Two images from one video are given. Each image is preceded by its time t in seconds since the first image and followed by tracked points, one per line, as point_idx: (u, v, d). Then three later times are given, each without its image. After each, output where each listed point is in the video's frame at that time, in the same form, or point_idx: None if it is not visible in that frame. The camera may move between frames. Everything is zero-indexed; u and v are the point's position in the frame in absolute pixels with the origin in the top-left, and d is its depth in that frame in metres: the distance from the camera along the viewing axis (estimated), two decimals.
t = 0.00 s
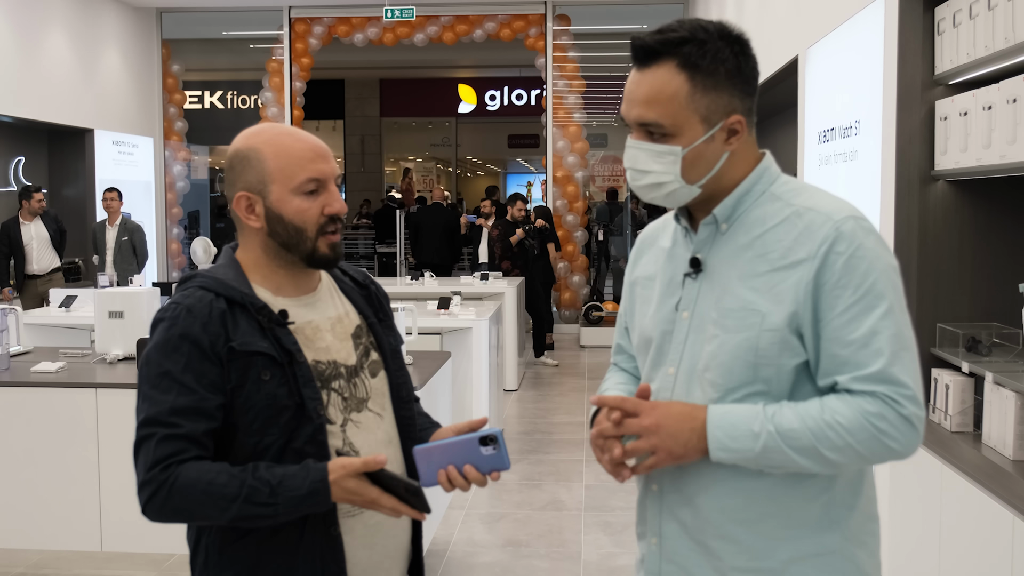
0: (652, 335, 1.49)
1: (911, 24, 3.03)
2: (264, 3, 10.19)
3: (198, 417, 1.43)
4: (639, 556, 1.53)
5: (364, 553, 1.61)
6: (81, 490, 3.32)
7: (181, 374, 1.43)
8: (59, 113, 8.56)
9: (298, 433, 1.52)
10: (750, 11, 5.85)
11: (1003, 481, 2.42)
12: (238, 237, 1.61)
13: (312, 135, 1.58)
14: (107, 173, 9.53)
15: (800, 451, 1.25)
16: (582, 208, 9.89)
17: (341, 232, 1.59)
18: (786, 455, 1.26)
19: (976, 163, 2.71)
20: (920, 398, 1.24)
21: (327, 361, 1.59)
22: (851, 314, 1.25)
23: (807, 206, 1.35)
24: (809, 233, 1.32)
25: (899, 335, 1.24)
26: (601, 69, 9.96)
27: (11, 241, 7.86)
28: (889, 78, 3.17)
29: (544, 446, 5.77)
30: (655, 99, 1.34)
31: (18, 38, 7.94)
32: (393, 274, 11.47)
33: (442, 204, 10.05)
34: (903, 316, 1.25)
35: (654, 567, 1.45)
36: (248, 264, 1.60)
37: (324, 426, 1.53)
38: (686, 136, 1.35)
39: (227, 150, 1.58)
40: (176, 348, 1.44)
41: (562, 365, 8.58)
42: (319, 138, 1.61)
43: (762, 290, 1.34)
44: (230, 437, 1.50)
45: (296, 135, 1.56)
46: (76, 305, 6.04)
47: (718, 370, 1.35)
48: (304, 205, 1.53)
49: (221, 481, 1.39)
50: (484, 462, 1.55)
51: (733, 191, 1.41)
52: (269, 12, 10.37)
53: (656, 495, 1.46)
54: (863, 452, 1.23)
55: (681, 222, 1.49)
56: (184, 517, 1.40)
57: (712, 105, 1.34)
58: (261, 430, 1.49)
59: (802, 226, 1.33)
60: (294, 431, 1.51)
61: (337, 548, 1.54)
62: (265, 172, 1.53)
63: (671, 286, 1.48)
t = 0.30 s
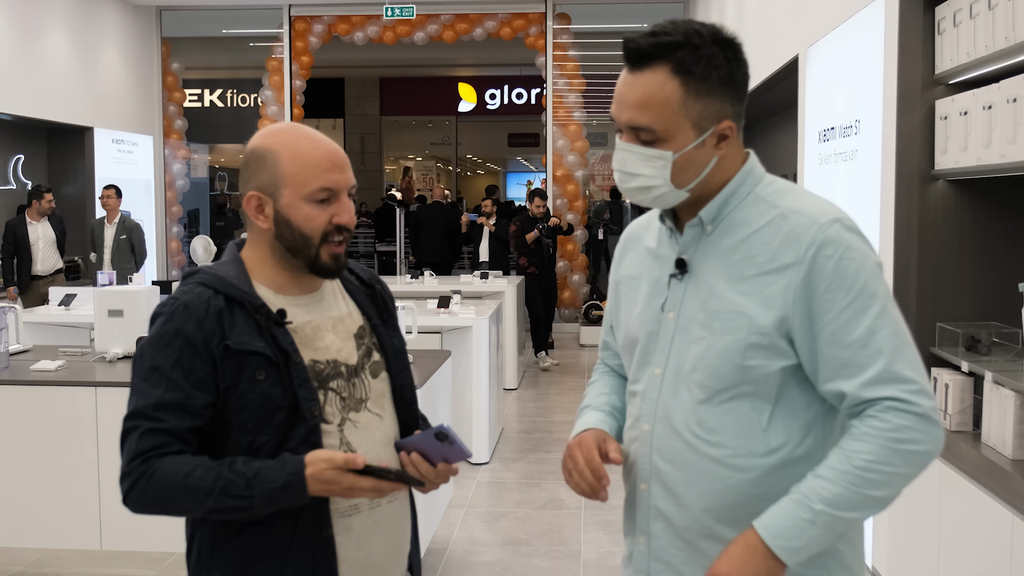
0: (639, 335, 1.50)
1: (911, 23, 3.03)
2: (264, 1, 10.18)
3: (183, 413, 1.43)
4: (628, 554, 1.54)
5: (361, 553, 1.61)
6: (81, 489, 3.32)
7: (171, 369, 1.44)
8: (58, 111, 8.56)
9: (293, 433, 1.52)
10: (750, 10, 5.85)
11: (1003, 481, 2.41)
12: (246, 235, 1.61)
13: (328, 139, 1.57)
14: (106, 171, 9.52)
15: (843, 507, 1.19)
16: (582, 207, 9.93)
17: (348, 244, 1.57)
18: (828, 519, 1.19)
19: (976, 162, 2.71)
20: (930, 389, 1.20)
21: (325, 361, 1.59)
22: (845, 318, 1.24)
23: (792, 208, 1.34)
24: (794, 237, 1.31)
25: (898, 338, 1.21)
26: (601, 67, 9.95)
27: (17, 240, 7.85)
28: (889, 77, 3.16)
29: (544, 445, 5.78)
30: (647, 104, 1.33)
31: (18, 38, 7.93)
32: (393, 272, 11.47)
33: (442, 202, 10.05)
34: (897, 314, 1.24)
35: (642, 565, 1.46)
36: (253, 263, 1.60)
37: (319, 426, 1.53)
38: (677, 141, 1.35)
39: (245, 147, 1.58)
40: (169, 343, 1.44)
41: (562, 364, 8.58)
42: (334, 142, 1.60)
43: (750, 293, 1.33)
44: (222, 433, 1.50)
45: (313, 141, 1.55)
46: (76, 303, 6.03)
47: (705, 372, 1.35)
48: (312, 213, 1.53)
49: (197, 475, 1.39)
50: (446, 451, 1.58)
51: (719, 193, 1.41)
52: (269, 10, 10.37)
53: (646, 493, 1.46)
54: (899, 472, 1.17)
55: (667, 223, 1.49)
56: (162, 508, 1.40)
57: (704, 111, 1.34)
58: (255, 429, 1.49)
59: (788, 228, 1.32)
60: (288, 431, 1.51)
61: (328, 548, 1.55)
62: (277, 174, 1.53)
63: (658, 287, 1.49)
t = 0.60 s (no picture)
0: (620, 339, 1.49)
1: (913, 22, 3.03)
2: None
3: (195, 405, 1.43)
4: (613, 550, 1.53)
5: (358, 553, 1.61)
6: (81, 486, 3.32)
7: (179, 364, 1.43)
8: (58, 109, 8.55)
9: (293, 428, 1.52)
10: (750, 10, 5.85)
11: (1003, 480, 2.41)
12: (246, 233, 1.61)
13: (324, 138, 1.57)
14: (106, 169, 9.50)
15: (860, 494, 1.25)
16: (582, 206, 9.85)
17: (348, 239, 1.57)
18: (848, 507, 1.25)
19: (977, 162, 2.71)
20: (931, 369, 1.26)
21: (324, 358, 1.59)
22: (842, 318, 1.27)
23: (776, 211, 1.37)
24: (783, 240, 1.34)
25: (896, 331, 1.26)
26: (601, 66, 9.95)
27: (29, 235, 7.86)
28: (889, 76, 3.16)
29: (543, 443, 5.78)
30: (632, 115, 1.34)
31: (18, 38, 7.92)
32: (393, 271, 11.47)
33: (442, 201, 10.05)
34: (891, 306, 1.28)
35: (630, 566, 1.46)
36: (253, 260, 1.60)
37: (319, 423, 1.53)
38: (662, 151, 1.36)
39: (240, 148, 1.58)
40: (174, 338, 1.44)
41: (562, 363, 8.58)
42: (330, 141, 1.59)
43: (740, 297, 1.36)
44: (226, 426, 1.50)
45: (308, 139, 1.55)
46: (76, 301, 6.02)
47: (697, 377, 1.37)
48: (310, 212, 1.53)
49: (214, 462, 1.39)
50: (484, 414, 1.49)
51: (701, 200, 1.42)
52: (269, 9, 10.36)
53: (632, 496, 1.45)
54: (912, 458, 1.23)
55: (646, 228, 1.50)
56: (179, 502, 1.39)
57: (688, 122, 1.35)
58: (255, 424, 1.49)
59: (775, 231, 1.35)
60: (288, 426, 1.51)
61: (328, 543, 1.54)
62: (274, 174, 1.53)
63: (637, 291, 1.48)
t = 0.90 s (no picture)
0: (623, 336, 1.48)
1: (910, 21, 3.02)
2: None
3: (194, 401, 1.43)
4: (617, 551, 1.53)
5: (353, 552, 1.61)
6: (79, 484, 3.33)
7: (176, 360, 1.44)
8: (57, 106, 8.56)
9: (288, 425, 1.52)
10: (749, 10, 5.84)
11: (1000, 480, 2.41)
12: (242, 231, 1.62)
13: (321, 138, 1.56)
14: (105, 166, 9.49)
15: (866, 480, 1.27)
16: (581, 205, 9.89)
17: (341, 243, 1.57)
18: (855, 493, 1.27)
19: (975, 161, 2.71)
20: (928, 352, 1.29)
21: (319, 357, 1.59)
22: (845, 304, 1.29)
23: (777, 202, 1.38)
24: (786, 229, 1.35)
25: (897, 316, 1.28)
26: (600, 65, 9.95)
27: (35, 233, 7.90)
28: (887, 75, 3.16)
29: (541, 442, 5.78)
30: (636, 107, 1.34)
31: (17, 37, 7.92)
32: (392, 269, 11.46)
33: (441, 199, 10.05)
34: (890, 292, 1.30)
35: (638, 563, 1.45)
36: (249, 258, 1.60)
37: (314, 419, 1.53)
38: (665, 144, 1.36)
39: (239, 145, 1.57)
40: (171, 335, 1.44)
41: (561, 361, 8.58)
42: (329, 141, 1.59)
43: (744, 288, 1.36)
44: (223, 422, 1.50)
45: (306, 140, 1.55)
46: (74, 300, 6.01)
47: (704, 368, 1.37)
48: (304, 214, 1.53)
49: (216, 456, 1.39)
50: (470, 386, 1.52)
51: (702, 193, 1.42)
52: (269, 7, 10.37)
53: (637, 491, 1.44)
54: (918, 439, 1.25)
55: (645, 223, 1.50)
56: (181, 498, 1.39)
57: (691, 115, 1.35)
58: (250, 420, 1.49)
59: (778, 220, 1.36)
60: (282, 422, 1.52)
61: (322, 541, 1.55)
62: (270, 174, 1.53)
63: (639, 286, 1.47)
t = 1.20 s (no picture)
0: (647, 331, 1.49)
1: (908, 21, 3.02)
2: None
3: (193, 402, 1.43)
4: (637, 546, 1.54)
5: (351, 551, 1.61)
6: (78, 483, 3.33)
7: (175, 361, 1.43)
8: (56, 106, 8.55)
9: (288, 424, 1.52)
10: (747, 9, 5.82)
11: (998, 479, 2.42)
12: (237, 232, 1.62)
13: (311, 132, 1.58)
14: (103, 166, 9.47)
15: (890, 480, 1.25)
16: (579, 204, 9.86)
17: (339, 231, 1.59)
18: (879, 493, 1.25)
19: (973, 161, 2.71)
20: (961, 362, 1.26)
21: (316, 355, 1.59)
22: (871, 306, 1.27)
23: (807, 203, 1.37)
24: (813, 232, 1.34)
25: (932, 320, 1.25)
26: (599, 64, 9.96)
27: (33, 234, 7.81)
28: (885, 75, 3.16)
29: (540, 441, 5.79)
30: (667, 98, 1.35)
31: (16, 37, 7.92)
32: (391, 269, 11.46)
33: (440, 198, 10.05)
34: (921, 297, 1.28)
35: (657, 559, 1.46)
36: (245, 258, 1.61)
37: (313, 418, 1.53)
38: (694, 136, 1.37)
39: (225, 146, 1.58)
40: (169, 336, 1.44)
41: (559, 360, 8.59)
42: (315, 134, 1.61)
43: (771, 287, 1.35)
44: (222, 423, 1.50)
45: (296, 134, 1.56)
46: (72, 299, 6.01)
47: (729, 368, 1.37)
48: (304, 205, 1.54)
49: (216, 456, 1.39)
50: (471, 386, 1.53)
51: (731, 190, 1.43)
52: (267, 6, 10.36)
53: (659, 488, 1.45)
54: (942, 450, 1.23)
55: (675, 218, 1.50)
56: (182, 499, 1.39)
57: (721, 107, 1.36)
58: (249, 420, 1.49)
59: (807, 220, 1.35)
60: (281, 422, 1.52)
61: (321, 541, 1.55)
62: (264, 171, 1.54)
63: (666, 282, 1.48)
